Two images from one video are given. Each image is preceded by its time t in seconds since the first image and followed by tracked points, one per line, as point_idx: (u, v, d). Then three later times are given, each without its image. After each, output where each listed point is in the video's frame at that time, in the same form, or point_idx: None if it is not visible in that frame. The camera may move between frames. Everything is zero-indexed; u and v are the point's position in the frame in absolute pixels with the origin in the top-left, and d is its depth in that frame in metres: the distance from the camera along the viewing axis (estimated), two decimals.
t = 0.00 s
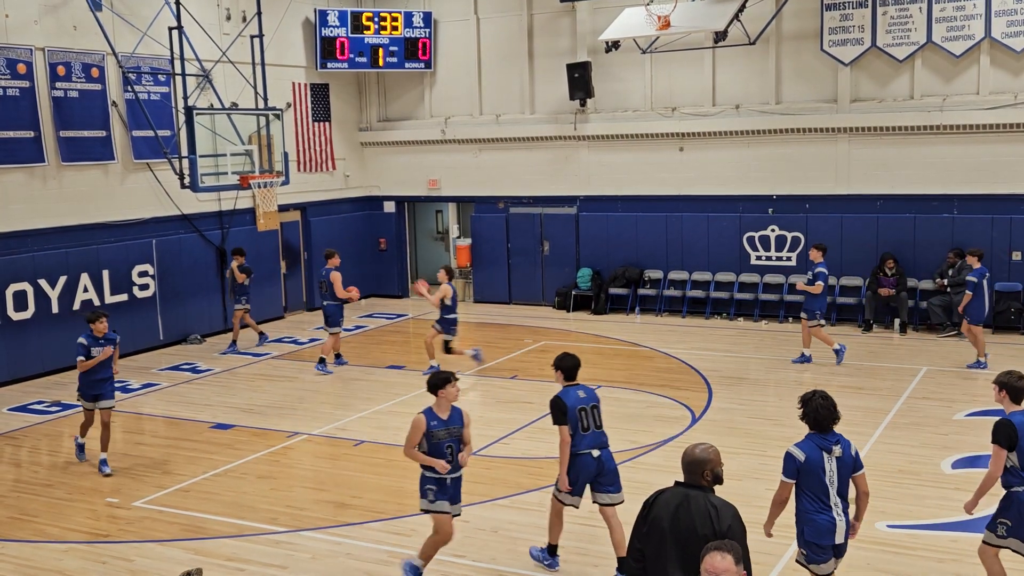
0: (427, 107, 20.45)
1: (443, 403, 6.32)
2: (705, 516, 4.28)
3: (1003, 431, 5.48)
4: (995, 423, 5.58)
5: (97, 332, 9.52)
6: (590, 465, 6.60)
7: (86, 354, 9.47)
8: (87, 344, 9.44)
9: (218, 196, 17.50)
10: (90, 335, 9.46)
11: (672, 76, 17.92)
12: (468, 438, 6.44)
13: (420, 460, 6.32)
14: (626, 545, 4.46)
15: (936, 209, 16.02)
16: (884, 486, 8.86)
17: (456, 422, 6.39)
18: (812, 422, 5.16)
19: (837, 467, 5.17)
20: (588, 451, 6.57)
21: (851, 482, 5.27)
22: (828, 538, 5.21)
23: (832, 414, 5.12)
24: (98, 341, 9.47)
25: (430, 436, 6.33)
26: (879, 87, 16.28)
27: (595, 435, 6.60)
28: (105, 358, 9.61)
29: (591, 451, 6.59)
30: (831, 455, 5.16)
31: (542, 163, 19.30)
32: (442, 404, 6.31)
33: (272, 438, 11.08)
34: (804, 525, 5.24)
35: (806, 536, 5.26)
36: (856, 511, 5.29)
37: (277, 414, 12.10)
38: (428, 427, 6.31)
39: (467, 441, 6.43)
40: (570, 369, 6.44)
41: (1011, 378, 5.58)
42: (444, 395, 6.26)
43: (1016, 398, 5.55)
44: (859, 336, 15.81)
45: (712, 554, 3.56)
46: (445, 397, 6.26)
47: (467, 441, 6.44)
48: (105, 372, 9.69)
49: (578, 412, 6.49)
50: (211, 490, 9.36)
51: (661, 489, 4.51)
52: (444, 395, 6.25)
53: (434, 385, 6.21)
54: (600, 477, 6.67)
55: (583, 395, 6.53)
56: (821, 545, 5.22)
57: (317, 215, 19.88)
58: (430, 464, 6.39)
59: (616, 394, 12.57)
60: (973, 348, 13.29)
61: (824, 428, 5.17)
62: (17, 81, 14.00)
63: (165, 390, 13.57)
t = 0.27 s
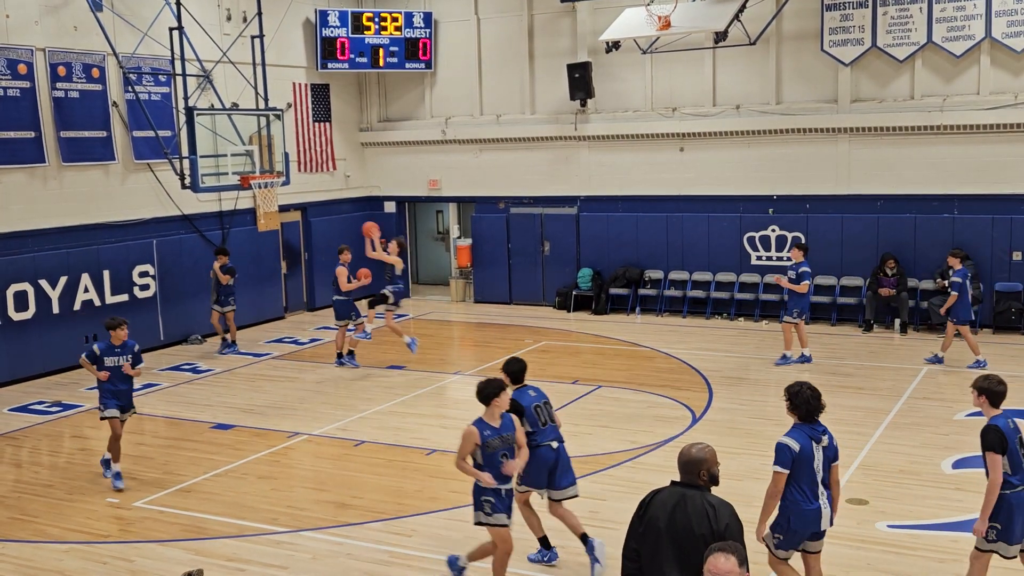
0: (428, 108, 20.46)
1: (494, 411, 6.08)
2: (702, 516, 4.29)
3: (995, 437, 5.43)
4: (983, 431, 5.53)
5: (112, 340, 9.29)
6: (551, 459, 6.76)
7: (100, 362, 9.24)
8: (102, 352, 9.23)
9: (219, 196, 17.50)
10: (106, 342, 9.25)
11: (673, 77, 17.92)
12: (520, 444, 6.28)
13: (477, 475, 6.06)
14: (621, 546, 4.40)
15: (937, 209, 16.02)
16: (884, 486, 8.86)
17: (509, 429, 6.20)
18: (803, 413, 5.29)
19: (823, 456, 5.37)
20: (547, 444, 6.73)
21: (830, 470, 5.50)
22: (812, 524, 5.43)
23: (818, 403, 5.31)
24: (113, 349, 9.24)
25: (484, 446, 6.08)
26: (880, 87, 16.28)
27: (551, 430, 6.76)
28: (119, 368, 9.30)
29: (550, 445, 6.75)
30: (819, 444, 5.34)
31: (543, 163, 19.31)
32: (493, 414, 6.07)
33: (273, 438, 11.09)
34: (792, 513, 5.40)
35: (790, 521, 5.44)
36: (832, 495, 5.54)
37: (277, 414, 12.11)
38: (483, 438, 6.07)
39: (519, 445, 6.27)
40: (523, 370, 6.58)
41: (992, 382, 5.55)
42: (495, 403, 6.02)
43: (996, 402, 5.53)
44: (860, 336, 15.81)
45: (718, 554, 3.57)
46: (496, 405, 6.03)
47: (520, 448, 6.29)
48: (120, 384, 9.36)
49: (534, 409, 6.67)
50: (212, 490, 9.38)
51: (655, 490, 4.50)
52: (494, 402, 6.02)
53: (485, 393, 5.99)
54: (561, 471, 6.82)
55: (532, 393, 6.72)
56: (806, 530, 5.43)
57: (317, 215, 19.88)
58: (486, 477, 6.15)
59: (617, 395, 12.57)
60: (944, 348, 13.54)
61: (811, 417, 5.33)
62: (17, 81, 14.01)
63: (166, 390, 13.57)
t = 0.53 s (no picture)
0: (428, 107, 20.45)
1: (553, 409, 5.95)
2: (710, 515, 4.27)
3: (961, 436, 5.50)
4: (948, 432, 5.58)
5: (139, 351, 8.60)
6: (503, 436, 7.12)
7: (131, 376, 8.56)
8: (132, 365, 8.54)
9: (219, 196, 17.51)
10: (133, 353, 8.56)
11: (673, 77, 17.92)
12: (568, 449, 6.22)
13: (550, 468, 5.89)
14: (626, 547, 4.43)
15: (938, 209, 16.02)
16: (886, 487, 8.85)
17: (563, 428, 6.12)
18: (783, 411, 5.33)
19: (805, 450, 5.43)
20: (497, 421, 7.11)
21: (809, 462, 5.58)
22: (799, 517, 5.49)
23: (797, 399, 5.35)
24: (143, 360, 8.58)
25: (553, 443, 5.97)
26: (881, 87, 16.27)
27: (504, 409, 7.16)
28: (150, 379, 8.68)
29: (501, 422, 7.14)
30: (800, 439, 5.41)
31: (543, 163, 19.31)
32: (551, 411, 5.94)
33: (274, 438, 11.08)
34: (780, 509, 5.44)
35: (778, 517, 5.48)
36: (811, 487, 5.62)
37: (278, 414, 12.11)
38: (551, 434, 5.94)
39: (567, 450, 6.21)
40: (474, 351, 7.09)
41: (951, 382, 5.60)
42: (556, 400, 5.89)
43: (955, 401, 5.55)
44: (861, 336, 15.80)
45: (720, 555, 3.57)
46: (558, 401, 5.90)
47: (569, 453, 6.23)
48: (151, 395, 8.77)
49: (482, 389, 7.13)
50: (213, 490, 9.37)
51: (662, 490, 4.50)
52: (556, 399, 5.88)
53: (547, 388, 5.85)
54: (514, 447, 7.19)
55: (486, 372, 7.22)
56: (795, 525, 5.48)
57: (318, 215, 19.88)
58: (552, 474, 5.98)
59: (618, 394, 12.56)
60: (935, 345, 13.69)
61: (790, 413, 5.38)
62: (18, 81, 14.01)
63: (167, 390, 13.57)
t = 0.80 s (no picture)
0: (429, 107, 20.45)
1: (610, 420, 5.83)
2: (726, 517, 4.27)
3: (924, 434, 5.53)
4: (914, 426, 5.62)
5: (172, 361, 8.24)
6: (461, 425, 7.75)
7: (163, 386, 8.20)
8: (166, 374, 8.18)
9: (220, 196, 17.51)
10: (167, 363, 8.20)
11: (674, 76, 17.92)
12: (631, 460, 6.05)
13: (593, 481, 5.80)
14: (639, 547, 4.45)
15: (939, 208, 16.02)
16: (888, 486, 8.85)
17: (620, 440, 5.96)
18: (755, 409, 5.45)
19: (775, 446, 5.55)
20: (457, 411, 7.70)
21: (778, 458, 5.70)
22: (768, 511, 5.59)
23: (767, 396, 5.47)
24: (176, 370, 8.21)
25: (604, 456, 5.84)
26: (882, 86, 16.27)
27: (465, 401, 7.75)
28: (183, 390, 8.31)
29: (459, 412, 7.72)
30: (772, 435, 5.51)
31: (544, 162, 19.31)
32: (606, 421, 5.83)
33: (275, 438, 11.07)
34: (752, 504, 5.51)
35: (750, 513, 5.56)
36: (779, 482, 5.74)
37: (280, 414, 12.09)
38: (602, 447, 5.81)
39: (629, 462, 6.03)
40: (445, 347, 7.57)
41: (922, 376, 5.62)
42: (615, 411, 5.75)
43: (928, 394, 5.60)
44: (862, 335, 15.80)
45: (720, 555, 3.55)
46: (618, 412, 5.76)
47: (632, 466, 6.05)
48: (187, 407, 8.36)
49: (446, 379, 7.69)
50: (215, 490, 9.36)
51: (678, 490, 4.50)
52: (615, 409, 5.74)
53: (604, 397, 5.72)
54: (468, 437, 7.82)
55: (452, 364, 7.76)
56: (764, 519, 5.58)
57: (319, 215, 19.88)
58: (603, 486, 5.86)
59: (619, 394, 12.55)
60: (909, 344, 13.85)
61: (761, 411, 5.50)
62: (19, 81, 14.01)
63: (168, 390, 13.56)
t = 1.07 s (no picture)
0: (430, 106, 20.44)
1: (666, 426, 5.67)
2: (740, 517, 4.24)
3: (886, 428, 5.91)
4: (881, 421, 6.00)
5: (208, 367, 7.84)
6: (423, 404, 8.38)
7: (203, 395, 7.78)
8: (205, 382, 7.76)
9: (221, 195, 17.51)
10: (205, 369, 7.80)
11: (676, 75, 17.90)
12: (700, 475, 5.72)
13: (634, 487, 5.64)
14: (653, 548, 4.45)
15: (940, 207, 16.00)
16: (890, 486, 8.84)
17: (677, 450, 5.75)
18: (725, 401, 5.56)
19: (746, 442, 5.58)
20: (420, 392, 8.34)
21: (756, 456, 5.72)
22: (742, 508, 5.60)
23: (740, 392, 5.58)
24: (215, 376, 7.81)
25: (656, 464, 5.67)
26: (883, 85, 16.26)
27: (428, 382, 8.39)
28: (223, 397, 7.90)
29: (422, 392, 8.40)
30: (742, 430, 5.58)
31: (546, 162, 19.30)
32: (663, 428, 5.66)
33: (276, 438, 11.06)
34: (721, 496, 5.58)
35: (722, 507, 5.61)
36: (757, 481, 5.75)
37: (281, 414, 12.08)
38: (653, 454, 5.66)
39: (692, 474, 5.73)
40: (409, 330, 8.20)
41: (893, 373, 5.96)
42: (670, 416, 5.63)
43: (900, 392, 5.90)
44: (863, 334, 15.79)
45: (723, 553, 3.55)
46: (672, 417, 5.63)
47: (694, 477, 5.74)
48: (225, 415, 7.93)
49: (411, 362, 8.30)
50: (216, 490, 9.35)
51: (693, 492, 4.50)
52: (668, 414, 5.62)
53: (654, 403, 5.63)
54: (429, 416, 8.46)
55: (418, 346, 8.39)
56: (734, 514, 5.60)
57: (320, 215, 19.88)
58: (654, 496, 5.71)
59: (621, 394, 12.54)
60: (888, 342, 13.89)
61: (734, 406, 5.60)
62: (21, 80, 14.02)
63: (169, 390, 13.55)
